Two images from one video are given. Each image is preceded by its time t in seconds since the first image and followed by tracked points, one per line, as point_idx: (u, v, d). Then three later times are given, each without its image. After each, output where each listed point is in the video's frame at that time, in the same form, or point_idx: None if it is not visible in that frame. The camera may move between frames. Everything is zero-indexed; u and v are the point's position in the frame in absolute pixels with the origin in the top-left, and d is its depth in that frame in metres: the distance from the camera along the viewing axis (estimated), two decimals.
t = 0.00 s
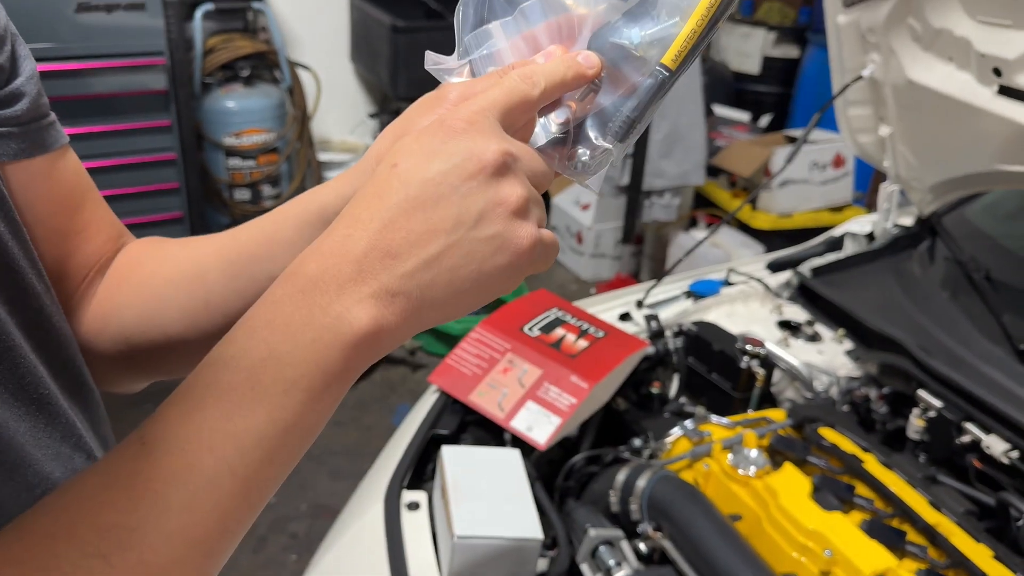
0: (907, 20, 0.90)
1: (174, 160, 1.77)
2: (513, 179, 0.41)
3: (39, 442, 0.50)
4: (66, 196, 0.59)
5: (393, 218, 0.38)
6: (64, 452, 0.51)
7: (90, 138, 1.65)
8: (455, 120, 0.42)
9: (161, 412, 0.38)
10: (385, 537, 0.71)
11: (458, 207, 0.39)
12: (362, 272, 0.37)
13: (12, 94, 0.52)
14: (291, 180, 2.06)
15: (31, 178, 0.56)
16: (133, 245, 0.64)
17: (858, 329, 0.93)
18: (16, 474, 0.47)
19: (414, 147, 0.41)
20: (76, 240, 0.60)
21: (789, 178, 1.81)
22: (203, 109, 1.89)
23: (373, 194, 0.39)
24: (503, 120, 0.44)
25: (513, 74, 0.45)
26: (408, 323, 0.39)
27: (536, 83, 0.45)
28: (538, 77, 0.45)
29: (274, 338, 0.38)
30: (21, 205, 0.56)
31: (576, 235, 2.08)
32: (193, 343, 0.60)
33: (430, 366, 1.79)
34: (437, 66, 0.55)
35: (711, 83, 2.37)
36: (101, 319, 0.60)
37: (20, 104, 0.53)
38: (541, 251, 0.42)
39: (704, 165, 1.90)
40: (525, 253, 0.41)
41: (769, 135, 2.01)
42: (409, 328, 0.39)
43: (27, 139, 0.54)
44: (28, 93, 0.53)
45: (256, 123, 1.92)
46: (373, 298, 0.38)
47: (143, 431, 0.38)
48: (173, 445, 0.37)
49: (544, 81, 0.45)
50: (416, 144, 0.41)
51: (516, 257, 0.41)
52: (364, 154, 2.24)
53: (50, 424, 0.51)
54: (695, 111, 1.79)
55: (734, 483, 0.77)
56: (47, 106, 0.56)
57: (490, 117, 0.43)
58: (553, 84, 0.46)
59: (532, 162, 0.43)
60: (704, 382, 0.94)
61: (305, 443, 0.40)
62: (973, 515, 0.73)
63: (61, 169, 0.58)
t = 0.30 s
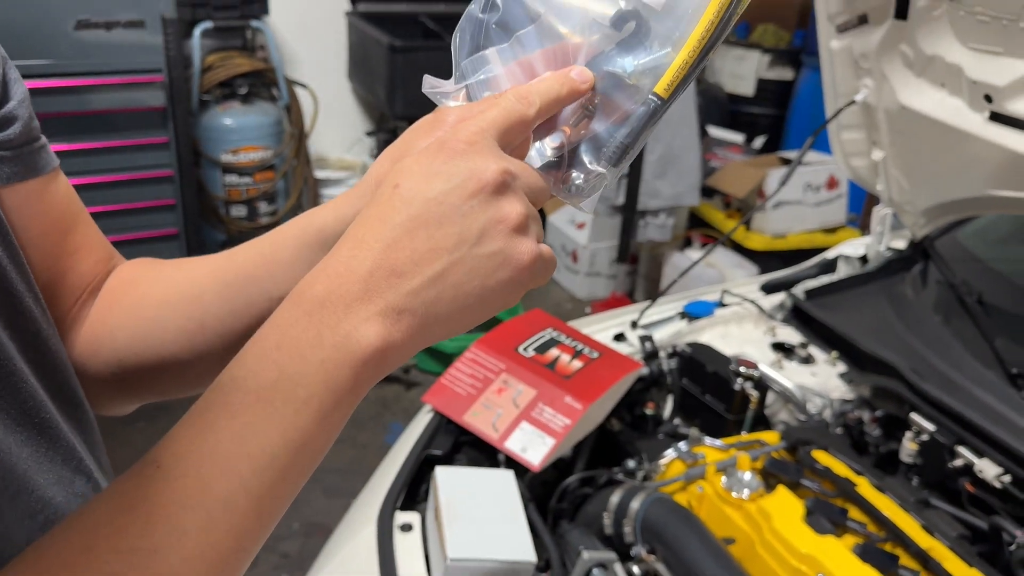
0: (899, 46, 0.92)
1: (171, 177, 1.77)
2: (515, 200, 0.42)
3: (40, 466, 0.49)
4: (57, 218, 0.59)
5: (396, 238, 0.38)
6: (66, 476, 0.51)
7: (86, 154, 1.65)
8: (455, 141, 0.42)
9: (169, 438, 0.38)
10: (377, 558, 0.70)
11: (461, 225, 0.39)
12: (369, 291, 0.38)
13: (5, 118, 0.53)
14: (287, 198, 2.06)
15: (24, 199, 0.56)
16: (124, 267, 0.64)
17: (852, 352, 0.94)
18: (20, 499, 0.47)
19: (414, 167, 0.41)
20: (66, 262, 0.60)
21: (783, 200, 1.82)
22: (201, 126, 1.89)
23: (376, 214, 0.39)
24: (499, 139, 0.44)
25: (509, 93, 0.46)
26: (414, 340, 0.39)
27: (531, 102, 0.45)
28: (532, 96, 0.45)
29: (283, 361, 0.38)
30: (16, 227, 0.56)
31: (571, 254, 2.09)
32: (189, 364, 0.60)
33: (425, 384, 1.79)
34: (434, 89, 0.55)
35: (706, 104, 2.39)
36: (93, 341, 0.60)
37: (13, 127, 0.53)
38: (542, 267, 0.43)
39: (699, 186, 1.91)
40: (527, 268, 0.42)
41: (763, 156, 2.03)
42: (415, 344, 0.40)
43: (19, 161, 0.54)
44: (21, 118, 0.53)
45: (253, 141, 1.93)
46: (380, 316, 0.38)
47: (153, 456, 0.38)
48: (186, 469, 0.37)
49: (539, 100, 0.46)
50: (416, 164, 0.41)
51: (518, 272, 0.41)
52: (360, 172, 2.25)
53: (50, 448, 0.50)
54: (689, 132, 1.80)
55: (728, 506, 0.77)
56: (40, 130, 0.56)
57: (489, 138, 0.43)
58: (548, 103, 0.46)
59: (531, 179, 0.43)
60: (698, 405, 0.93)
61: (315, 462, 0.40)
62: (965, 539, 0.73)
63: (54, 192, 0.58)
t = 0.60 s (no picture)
0: (890, 77, 0.93)
1: (164, 197, 1.77)
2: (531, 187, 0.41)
3: (28, 496, 0.49)
4: (49, 246, 0.59)
5: (408, 226, 0.38)
6: (52, 507, 0.50)
7: (79, 173, 1.65)
8: (470, 129, 0.42)
9: (183, 433, 0.39)
10: None
11: (475, 212, 0.39)
12: (382, 279, 0.38)
13: None
14: (280, 219, 2.06)
15: (17, 227, 0.56)
16: (112, 296, 0.64)
17: (842, 379, 0.94)
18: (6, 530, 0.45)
19: (427, 155, 0.41)
20: (55, 292, 0.60)
21: (775, 226, 1.83)
22: (196, 146, 1.90)
23: (389, 200, 0.40)
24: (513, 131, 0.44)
25: (523, 87, 0.46)
26: (429, 330, 0.39)
27: (545, 94, 0.45)
28: (545, 90, 0.45)
29: (294, 351, 0.38)
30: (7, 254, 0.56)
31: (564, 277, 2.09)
32: (174, 396, 0.59)
33: (416, 408, 1.78)
34: (426, 125, 0.56)
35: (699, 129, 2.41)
36: (80, 371, 0.60)
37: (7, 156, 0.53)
38: (557, 257, 0.42)
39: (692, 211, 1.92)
40: (542, 258, 0.41)
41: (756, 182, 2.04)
42: (431, 335, 0.39)
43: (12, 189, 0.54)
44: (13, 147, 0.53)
45: (247, 161, 1.93)
46: (392, 304, 0.38)
47: (168, 453, 0.38)
48: (197, 463, 0.37)
49: (553, 94, 0.45)
50: (430, 151, 0.41)
51: (531, 261, 0.41)
52: (354, 193, 2.26)
53: (37, 480, 0.50)
54: (682, 158, 1.81)
55: (718, 535, 0.76)
56: (31, 158, 0.55)
57: (503, 127, 0.43)
58: (563, 94, 0.46)
59: (544, 171, 0.43)
60: (688, 431, 0.94)
61: (331, 457, 0.40)
62: (956, 570, 0.73)
63: (46, 221, 0.58)
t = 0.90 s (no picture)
0: (882, 103, 0.93)
1: (154, 214, 1.76)
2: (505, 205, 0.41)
3: None
4: (24, 272, 0.58)
5: (378, 244, 0.38)
6: (17, 542, 0.49)
7: (70, 189, 1.65)
8: (440, 146, 0.42)
9: (150, 453, 0.38)
10: None
11: (447, 227, 0.39)
12: (350, 297, 0.37)
13: None
14: (272, 236, 2.05)
15: None
16: (89, 322, 0.63)
17: (831, 405, 0.93)
18: None
19: (398, 172, 0.40)
20: (30, 318, 0.59)
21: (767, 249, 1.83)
22: (188, 162, 1.89)
23: (360, 217, 0.39)
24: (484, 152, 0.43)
25: (492, 109, 0.45)
26: (401, 350, 0.39)
27: (514, 115, 0.45)
28: (515, 111, 0.45)
29: (261, 370, 0.37)
30: None
31: (556, 298, 2.09)
32: (147, 426, 0.58)
33: (404, 428, 1.77)
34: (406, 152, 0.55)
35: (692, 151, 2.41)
36: (51, 400, 0.58)
37: None
38: (533, 276, 0.41)
39: (684, 233, 1.92)
40: (516, 275, 0.40)
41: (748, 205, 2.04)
42: (404, 354, 0.39)
43: None
44: None
45: (239, 178, 1.93)
46: (362, 323, 0.37)
47: (134, 474, 0.37)
48: (160, 486, 0.36)
49: (521, 115, 0.45)
50: (403, 167, 0.41)
51: (506, 278, 0.40)
52: (346, 211, 2.25)
53: (4, 514, 0.48)
54: (675, 180, 1.81)
55: (705, 564, 0.75)
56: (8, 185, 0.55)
57: (472, 147, 0.42)
58: (531, 117, 0.46)
59: (516, 190, 0.42)
60: (677, 458, 0.92)
61: (303, 480, 0.39)
62: None
63: (21, 247, 0.58)
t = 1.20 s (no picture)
0: (874, 132, 0.92)
1: (141, 232, 1.74)
2: (474, 283, 0.42)
3: None
4: None
5: (333, 323, 0.38)
6: None
7: (56, 206, 1.63)
8: (412, 216, 0.42)
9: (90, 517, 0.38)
10: None
11: (411, 310, 0.39)
12: (300, 380, 0.37)
13: None
14: (261, 254, 2.04)
15: None
16: (44, 360, 0.61)
17: (821, 438, 0.92)
18: None
19: (361, 243, 0.41)
20: None
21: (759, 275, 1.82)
22: (177, 180, 1.87)
23: (320, 288, 0.39)
24: (461, 224, 0.43)
25: (478, 178, 0.45)
26: (346, 434, 0.39)
27: (500, 188, 0.44)
28: (501, 182, 0.45)
29: (201, 449, 0.37)
30: None
31: (547, 320, 2.07)
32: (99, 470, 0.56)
33: (391, 451, 1.75)
34: (373, 187, 0.55)
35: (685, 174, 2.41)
36: None
37: None
38: (494, 361, 0.42)
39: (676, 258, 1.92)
40: (478, 363, 0.41)
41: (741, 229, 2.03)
42: (348, 438, 0.39)
43: None
44: None
45: (228, 197, 1.91)
46: (308, 408, 0.38)
47: (73, 538, 0.38)
48: (96, 554, 0.36)
49: (508, 187, 0.45)
50: (367, 238, 0.41)
51: (465, 369, 0.40)
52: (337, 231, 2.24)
53: None
54: (666, 204, 1.81)
55: None
56: None
57: (447, 218, 0.42)
58: (518, 192, 0.45)
59: (486, 268, 0.43)
60: (666, 491, 0.90)
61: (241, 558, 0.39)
62: None
63: None
